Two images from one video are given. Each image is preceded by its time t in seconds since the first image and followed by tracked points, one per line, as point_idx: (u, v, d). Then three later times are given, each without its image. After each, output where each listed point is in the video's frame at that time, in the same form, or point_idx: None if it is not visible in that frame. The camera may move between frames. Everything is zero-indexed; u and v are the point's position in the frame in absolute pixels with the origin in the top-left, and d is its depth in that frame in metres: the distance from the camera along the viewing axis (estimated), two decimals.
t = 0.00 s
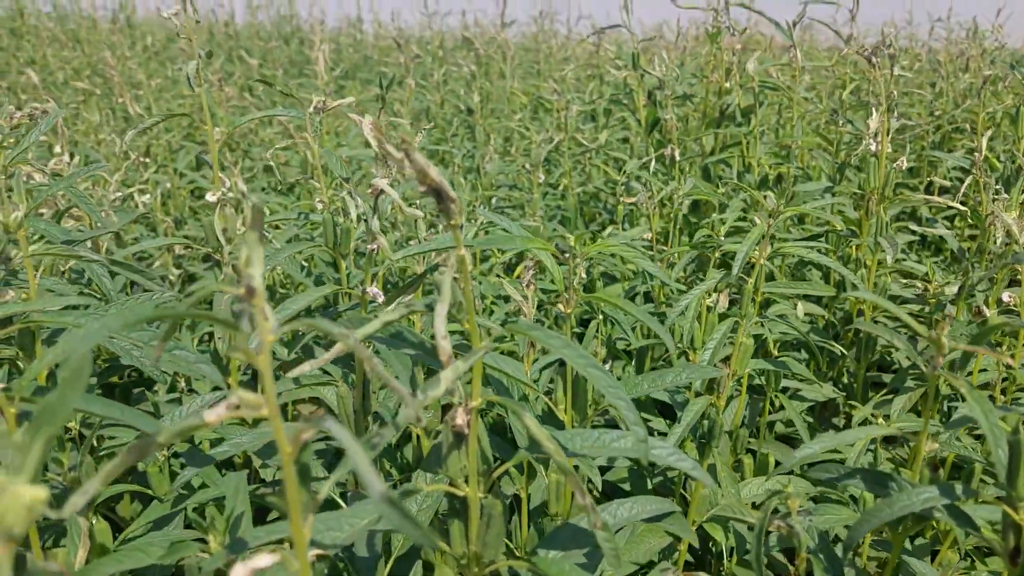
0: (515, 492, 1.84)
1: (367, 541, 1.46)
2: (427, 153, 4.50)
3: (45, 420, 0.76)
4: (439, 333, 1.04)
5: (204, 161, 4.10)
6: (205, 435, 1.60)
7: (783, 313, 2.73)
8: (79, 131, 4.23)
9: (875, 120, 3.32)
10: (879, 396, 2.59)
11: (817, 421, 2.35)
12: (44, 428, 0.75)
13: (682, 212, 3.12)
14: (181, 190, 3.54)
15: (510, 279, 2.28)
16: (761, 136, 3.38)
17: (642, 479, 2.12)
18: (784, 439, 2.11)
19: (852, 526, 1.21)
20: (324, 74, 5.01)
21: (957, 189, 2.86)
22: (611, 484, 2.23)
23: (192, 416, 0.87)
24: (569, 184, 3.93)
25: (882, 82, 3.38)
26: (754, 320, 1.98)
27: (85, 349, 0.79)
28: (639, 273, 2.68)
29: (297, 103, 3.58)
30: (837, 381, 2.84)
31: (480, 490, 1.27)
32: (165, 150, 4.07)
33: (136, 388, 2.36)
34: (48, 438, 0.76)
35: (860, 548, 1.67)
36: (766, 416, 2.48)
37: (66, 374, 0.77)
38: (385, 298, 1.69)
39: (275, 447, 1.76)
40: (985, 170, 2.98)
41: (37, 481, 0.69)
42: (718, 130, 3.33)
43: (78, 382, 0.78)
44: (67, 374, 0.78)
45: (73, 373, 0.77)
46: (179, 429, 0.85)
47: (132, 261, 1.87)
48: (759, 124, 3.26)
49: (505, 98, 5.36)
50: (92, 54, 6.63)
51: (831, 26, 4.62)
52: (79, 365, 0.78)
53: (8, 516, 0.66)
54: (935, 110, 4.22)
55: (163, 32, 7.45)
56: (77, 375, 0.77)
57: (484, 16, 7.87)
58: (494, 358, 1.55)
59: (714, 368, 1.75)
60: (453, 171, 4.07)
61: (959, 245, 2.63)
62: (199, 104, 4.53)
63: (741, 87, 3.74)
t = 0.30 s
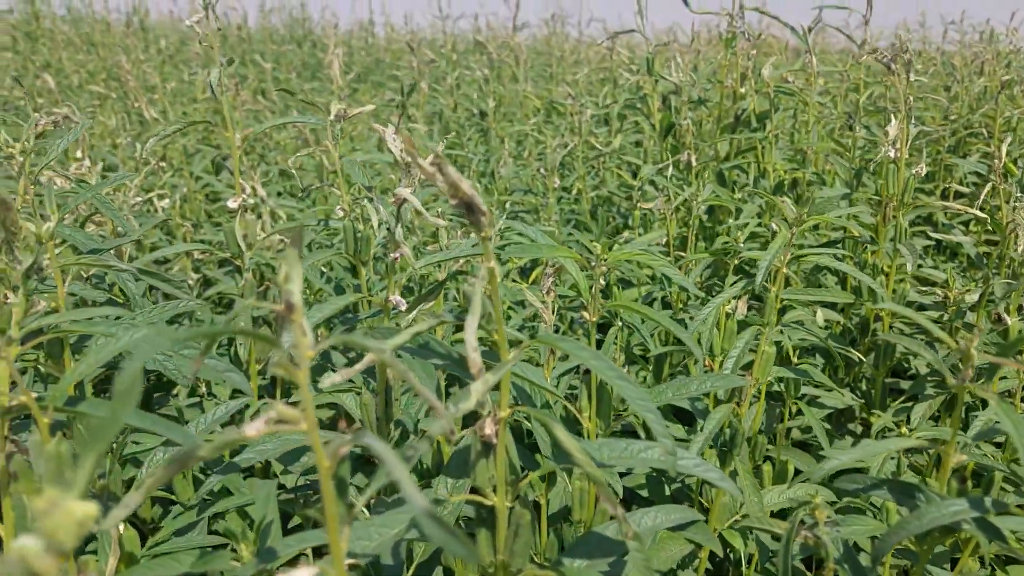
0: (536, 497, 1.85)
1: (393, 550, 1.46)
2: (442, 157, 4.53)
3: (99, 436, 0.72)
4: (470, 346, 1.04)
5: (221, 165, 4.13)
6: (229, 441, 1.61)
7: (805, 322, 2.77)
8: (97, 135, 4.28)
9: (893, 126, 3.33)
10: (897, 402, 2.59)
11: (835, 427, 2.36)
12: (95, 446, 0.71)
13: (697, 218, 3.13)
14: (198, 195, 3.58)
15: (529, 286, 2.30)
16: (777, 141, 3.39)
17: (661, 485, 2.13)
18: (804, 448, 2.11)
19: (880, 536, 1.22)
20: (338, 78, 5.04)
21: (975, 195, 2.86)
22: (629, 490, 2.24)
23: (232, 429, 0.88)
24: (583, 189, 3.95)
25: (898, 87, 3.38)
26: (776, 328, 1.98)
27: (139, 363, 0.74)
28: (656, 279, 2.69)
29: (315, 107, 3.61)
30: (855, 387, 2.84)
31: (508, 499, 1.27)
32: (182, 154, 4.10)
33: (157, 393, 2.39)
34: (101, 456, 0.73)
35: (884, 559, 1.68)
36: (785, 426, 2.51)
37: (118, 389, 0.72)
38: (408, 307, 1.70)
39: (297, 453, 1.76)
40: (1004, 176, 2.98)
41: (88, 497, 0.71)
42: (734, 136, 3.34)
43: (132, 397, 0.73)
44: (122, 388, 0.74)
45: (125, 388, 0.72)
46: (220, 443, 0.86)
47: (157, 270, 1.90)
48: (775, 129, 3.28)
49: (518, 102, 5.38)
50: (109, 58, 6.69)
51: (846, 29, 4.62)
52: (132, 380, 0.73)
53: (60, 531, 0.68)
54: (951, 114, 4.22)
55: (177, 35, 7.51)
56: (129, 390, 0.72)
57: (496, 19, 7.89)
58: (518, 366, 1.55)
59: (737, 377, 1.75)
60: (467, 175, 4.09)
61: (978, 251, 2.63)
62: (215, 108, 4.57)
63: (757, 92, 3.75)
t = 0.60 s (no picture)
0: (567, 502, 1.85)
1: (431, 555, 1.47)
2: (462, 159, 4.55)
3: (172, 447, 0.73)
4: (519, 355, 1.05)
5: (243, 167, 4.16)
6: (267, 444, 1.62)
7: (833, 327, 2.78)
8: (121, 137, 4.32)
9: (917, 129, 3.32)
10: (924, 407, 2.59)
11: (863, 432, 2.36)
12: (169, 456, 0.72)
13: (720, 221, 3.13)
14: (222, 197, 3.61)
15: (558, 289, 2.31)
16: (800, 144, 3.38)
17: (689, 489, 2.13)
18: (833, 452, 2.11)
19: (922, 544, 1.22)
20: (358, 81, 5.07)
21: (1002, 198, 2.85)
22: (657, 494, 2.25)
23: (291, 437, 0.89)
24: (604, 191, 3.96)
25: (923, 90, 3.37)
26: (807, 333, 1.98)
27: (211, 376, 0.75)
28: (682, 283, 2.69)
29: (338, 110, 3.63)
30: (880, 392, 2.83)
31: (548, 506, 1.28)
32: (205, 157, 4.14)
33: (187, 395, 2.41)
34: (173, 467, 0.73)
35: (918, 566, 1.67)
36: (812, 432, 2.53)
37: (192, 401, 0.72)
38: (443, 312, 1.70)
39: (331, 456, 1.78)
40: None
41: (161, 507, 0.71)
42: (757, 139, 3.34)
43: (204, 408, 0.74)
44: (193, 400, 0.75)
45: (198, 399, 0.73)
46: (280, 451, 0.87)
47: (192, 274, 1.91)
48: (799, 132, 3.27)
49: (537, 103, 5.39)
50: (130, 60, 6.76)
51: (868, 31, 4.60)
52: (205, 392, 0.73)
53: (135, 539, 0.69)
54: (975, 117, 4.20)
55: (197, 37, 7.58)
56: (203, 402, 0.73)
57: (514, 20, 7.92)
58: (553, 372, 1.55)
59: (770, 383, 1.76)
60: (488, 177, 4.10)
61: (1007, 256, 2.62)
62: (237, 110, 4.60)
63: (779, 94, 3.75)
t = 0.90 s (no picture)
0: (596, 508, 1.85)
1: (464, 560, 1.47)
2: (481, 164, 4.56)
3: (229, 452, 0.73)
4: (560, 361, 1.04)
5: (264, 172, 4.19)
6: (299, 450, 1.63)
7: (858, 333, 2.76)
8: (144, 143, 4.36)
9: (943, 133, 3.30)
10: (951, 413, 2.57)
11: (889, 439, 2.35)
12: (225, 461, 0.73)
13: (743, 226, 3.12)
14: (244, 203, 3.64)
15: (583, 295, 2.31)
16: (823, 148, 3.37)
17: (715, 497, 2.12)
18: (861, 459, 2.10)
19: (963, 553, 1.21)
20: (377, 86, 5.10)
21: None
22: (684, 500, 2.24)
23: (338, 444, 0.89)
24: (623, 196, 3.96)
25: (948, 93, 3.35)
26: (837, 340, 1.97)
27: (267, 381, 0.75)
28: (706, 288, 2.69)
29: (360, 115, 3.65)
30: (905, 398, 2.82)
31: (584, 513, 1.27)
32: (227, 162, 4.17)
33: (213, 399, 2.43)
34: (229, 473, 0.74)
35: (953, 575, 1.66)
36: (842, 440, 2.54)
37: (248, 406, 0.73)
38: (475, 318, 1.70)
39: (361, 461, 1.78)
40: None
41: (217, 512, 0.72)
42: (780, 143, 3.33)
43: (260, 415, 0.74)
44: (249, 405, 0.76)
45: (256, 405, 0.73)
46: (328, 458, 0.87)
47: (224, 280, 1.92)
48: (821, 136, 3.26)
49: (554, 108, 5.40)
50: (150, 66, 6.80)
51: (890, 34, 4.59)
52: (262, 399, 0.74)
53: (192, 545, 0.69)
54: (999, 120, 4.18)
55: (215, 43, 7.62)
56: (260, 406, 0.73)
57: (530, 25, 7.92)
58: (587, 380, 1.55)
59: (802, 390, 1.75)
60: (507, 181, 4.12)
61: None
62: (257, 116, 4.64)
63: (802, 99, 3.74)
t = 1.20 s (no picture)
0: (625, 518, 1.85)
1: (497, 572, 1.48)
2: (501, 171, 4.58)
3: (291, 468, 0.75)
4: (601, 377, 1.05)
5: (286, 180, 4.22)
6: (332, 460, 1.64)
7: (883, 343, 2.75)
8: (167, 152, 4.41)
9: (967, 141, 3.28)
10: (980, 423, 2.56)
11: (918, 449, 2.34)
12: (288, 477, 0.75)
13: (766, 235, 3.12)
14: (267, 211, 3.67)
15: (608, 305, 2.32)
16: (846, 156, 3.37)
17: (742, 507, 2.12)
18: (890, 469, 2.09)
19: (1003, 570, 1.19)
20: (396, 94, 5.13)
21: None
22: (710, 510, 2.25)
23: (388, 459, 0.90)
24: (643, 203, 3.97)
25: (973, 101, 3.33)
26: (865, 350, 1.97)
27: (329, 400, 0.77)
28: (730, 297, 2.69)
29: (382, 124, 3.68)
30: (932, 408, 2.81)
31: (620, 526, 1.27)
32: (250, 171, 4.21)
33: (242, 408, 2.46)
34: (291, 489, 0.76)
35: None
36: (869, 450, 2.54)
37: (311, 424, 0.75)
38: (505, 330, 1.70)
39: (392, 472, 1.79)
40: None
41: (280, 527, 0.74)
42: (802, 151, 3.33)
43: (320, 432, 0.76)
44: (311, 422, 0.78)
45: (317, 423, 0.75)
46: (378, 473, 0.89)
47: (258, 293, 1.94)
48: (844, 144, 3.26)
49: (573, 115, 5.41)
50: (170, 75, 6.86)
51: (912, 39, 4.57)
52: (322, 417, 0.76)
53: (256, 559, 0.71)
54: None
55: (234, 52, 7.68)
56: (321, 425, 0.75)
57: (547, 33, 7.95)
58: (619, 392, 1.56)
59: (832, 401, 1.75)
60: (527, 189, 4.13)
61: None
62: (279, 125, 4.68)
63: (824, 106, 3.73)
